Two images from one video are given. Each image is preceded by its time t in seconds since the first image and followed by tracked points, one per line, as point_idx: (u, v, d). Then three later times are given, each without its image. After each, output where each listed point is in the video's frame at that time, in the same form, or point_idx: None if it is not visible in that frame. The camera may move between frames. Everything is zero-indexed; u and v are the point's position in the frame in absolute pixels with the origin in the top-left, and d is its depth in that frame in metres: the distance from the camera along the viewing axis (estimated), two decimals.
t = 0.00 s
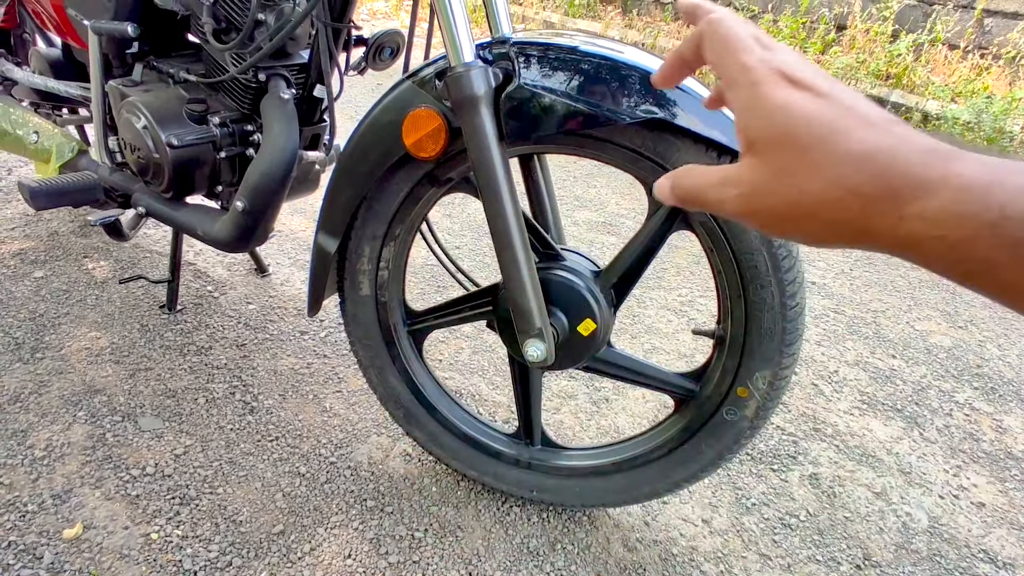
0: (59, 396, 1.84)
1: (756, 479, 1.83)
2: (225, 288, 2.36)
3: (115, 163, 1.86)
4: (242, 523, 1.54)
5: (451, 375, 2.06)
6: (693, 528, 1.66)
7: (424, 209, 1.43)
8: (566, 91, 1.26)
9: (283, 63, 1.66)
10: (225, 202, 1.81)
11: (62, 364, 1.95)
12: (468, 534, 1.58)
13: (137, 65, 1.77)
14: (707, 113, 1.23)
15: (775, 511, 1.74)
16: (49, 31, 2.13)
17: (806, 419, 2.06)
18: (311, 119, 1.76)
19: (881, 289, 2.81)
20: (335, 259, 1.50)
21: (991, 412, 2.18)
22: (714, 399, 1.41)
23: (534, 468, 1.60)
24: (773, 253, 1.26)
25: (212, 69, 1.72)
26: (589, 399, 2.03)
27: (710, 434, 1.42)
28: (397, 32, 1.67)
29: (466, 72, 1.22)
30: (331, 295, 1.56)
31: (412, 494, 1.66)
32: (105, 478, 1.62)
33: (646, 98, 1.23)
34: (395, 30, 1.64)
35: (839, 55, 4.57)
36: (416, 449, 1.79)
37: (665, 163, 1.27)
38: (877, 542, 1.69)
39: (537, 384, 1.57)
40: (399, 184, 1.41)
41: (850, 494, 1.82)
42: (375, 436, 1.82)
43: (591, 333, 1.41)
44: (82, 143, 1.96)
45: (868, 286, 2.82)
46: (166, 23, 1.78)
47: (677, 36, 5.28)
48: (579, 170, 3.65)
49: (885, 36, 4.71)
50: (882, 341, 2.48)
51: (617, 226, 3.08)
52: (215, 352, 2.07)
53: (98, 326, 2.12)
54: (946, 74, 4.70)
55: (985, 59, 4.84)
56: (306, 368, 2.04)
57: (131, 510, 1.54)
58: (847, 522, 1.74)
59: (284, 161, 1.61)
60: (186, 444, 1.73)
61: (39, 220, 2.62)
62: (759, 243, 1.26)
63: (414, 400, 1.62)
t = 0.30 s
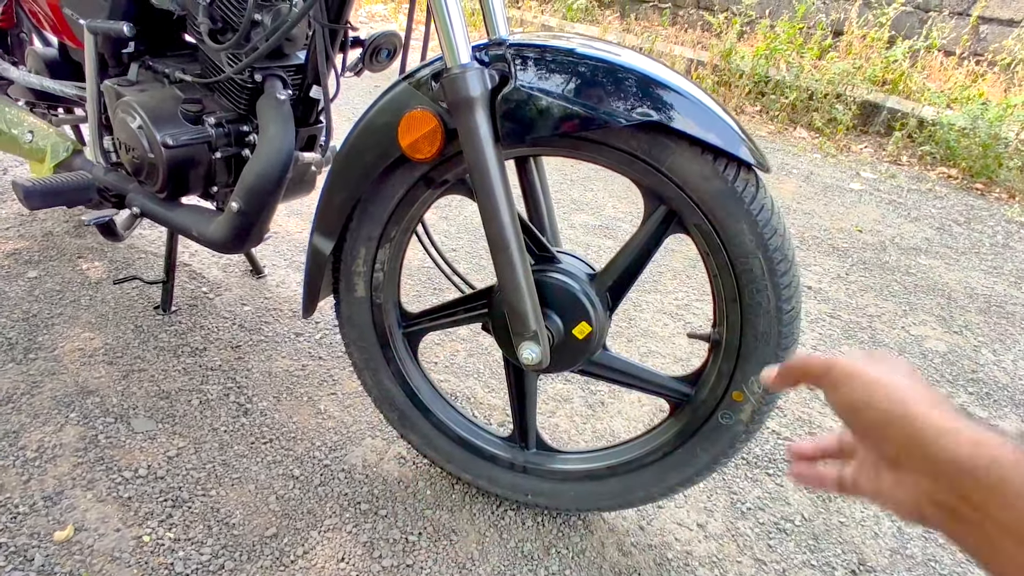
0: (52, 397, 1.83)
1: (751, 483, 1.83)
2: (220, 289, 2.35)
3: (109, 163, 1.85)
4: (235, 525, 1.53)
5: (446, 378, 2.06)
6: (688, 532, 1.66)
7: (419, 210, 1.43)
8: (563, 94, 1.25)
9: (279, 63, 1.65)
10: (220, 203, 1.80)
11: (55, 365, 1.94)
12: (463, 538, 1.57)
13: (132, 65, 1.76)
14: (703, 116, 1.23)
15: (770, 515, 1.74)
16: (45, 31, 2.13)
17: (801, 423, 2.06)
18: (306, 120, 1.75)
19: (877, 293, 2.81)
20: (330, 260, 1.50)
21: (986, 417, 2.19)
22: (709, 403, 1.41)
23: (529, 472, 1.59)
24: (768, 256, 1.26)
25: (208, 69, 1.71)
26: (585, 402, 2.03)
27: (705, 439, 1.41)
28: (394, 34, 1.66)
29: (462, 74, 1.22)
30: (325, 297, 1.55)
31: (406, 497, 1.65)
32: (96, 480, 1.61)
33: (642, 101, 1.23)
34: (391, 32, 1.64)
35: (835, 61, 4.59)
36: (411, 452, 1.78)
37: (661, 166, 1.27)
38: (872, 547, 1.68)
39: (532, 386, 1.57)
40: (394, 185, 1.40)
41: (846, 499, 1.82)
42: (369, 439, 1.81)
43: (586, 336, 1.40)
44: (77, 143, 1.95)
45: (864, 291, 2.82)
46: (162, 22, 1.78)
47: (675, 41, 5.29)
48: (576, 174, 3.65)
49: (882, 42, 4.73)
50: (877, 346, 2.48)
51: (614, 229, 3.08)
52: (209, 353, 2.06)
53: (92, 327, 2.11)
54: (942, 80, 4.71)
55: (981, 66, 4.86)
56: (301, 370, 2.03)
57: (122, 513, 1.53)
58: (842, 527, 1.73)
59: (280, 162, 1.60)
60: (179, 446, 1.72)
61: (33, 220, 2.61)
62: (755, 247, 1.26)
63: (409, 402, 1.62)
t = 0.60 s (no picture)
0: (46, 399, 1.82)
1: (749, 486, 1.82)
2: (217, 290, 2.34)
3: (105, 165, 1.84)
4: (229, 528, 1.52)
5: (443, 380, 2.05)
6: (685, 535, 1.66)
7: (416, 212, 1.42)
8: (559, 96, 1.25)
9: (275, 65, 1.64)
10: (216, 204, 1.80)
11: (49, 367, 1.93)
12: (459, 540, 1.56)
13: (128, 65, 1.76)
14: (700, 118, 1.23)
15: (767, 518, 1.74)
16: (41, 31, 2.12)
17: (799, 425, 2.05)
18: (303, 121, 1.75)
19: (875, 295, 2.81)
20: (326, 263, 1.49)
21: (984, 419, 2.19)
22: (706, 406, 1.40)
23: (526, 475, 1.59)
24: (765, 259, 1.26)
25: (204, 70, 1.71)
26: (582, 405, 2.03)
27: (702, 441, 1.41)
28: (391, 36, 1.66)
29: (458, 76, 1.21)
30: (322, 299, 1.54)
31: (403, 500, 1.65)
32: (91, 482, 1.60)
33: (639, 103, 1.22)
34: (388, 33, 1.63)
35: (833, 63, 4.58)
36: (407, 455, 1.78)
37: (657, 168, 1.27)
38: (869, 550, 1.68)
39: (529, 389, 1.56)
40: (391, 187, 1.40)
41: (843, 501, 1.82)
42: (366, 441, 1.80)
43: (582, 339, 1.40)
44: (73, 144, 1.94)
45: (861, 293, 2.82)
46: (158, 23, 1.77)
47: (673, 43, 5.29)
48: (574, 175, 3.64)
49: (880, 44, 4.73)
50: (875, 348, 2.48)
51: (612, 231, 3.08)
52: (205, 355, 2.05)
53: (87, 329, 2.10)
54: (940, 82, 4.72)
55: (978, 67, 4.86)
56: (297, 372, 2.02)
57: (116, 515, 1.52)
58: (840, 529, 1.73)
59: (276, 163, 1.59)
60: (174, 448, 1.72)
61: (29, 221, 2.60)
62: (752, 249, 1.26)
63: (405, 404, 1.61)
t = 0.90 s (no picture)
0: (40, 396, 1.80)
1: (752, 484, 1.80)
2: (214, 287, 2.32)
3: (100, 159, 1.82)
4: (225, 527, 1.50)
5: (442, 378, 2.03)
6: (688, 534, 1.63)
7: (415, 206, 1.40)
8: (560, 87, 1.23)
9: (272, 57, 1.62)
10: (213, 199, 1.77)
11: (44, 364, 1.91)
12: (458, 540, 1.54)
13: (123, 58, 1.73)
14: (704, 109, 1.21)
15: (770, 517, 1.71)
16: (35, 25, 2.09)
17: (802, 423, 2.03)
18: (300, 115, 1.73)
19: (876, 293, 2.79)
20: (323, 257, 1.47)
21: (987, 417, 2.16)
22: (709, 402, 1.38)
23: (526, 473, 1.56)
24: (770, 253, 1.24)
25: (200, 63, 1.68)
26: (583, 402, 2.00)
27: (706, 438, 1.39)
28: (389, 27, 1.64)
29: (458, 65, 1.19)
30: (319, 294, 1.52)
31: (401, 498, 1.62)
32: (84, 481, 1.57)
33: (642, 93, 1.20)
34: (386, 25, 1.61)
35: (834, 61, 4.56)
36: (406, 453, 1.75)
37: (661, 160, 1.24)
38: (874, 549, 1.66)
39: (530, 385, 1.54)
40: (390, 180, 1.37)
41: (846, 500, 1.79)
42: (364, 439, 1.78)
43: (584, 334, 1.37)
44: (68, 138, 1.92)
45: (863, 291, 2.80)
46: (154, 15, 1.75)
47: (672, 42, 5.27)
48: (574, 173, 3.61)
49: (881, 42, 4.71)
50: (877, 346, 2.45)
51: (612, 228, 3.06)
52: (202, 352, 2.03)
53: (82, 326, 2.08)
54: (941, 80, 4.70)
55: (979, 66, 4.84)
56: (295, 369, 2.00)
57: (110, 514, 1.50)
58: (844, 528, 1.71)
59: (273, 156, 1.57)
60: (169, 446, 1.69)
61: (24, 217, 2.58)
62: (757, 243, 1.23)
63: (404, 401, 1.59)
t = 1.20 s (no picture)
0: (35, 391, 1.79)
1: (751, 480, 1.80)
2: (211, 283, 2.31)
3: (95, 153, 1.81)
4: (221, 522, 1.49)
5: (441, 373, 2.02)
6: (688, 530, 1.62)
7: (413, 198, 1.39)
8: (559, 78, 1.22)
9: (268, 49, 1.61)
10: (209, 192, 1.76)
11: (39, 359, 1.90)
12: (456, 535, 1.53)
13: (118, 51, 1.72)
14: (704, 100, 1.19)
15: (770, 513, 1.71)
16: (31, 18, 2.08)
17: (801, 419, 2.02)
18: (297, 108, 1.72)
19: (876, 290, 2.78)
20: (320, 250, 1.45)
21: (987, 413, 2.15)
22: (709, 396, 1.37)
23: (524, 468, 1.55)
24: (770, 245, 1.23)
25: (196, 55, 1.67)
26: (582, 398, 1.99)
27: (706, 432, 1.38)
28: (386, 20, 1.63)
29: (455, 55, 1.18)
30: (316, 288, 1.51)
31: (398, 494, 1.61)
32: (79, 476, 1.56)
33: (641, 84, 1.19)
34: (383, 17, 1.61)
35: (833, 58, 4.55)
36: (403, 449, 1.74)
37: (660, 151, 1.23)
38: (874, 545, 1.65)
39: (528, 380, 1.52)
40: (386, 172, 1.36)
41: (846, 495, 1.78)
42: (361, 434, 1.77)
43: (582, 327, 1.36)
44: (63, 131, 1.91)
45: (862, 288, 2.79)
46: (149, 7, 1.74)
47: (672, 40, 5.25)
48: (573, 170, 3.60)
49: (880, 40, 4.70)
50: (877, 342, 2.44)
51: (611, 225, 3.05)
52: (198, 348, 2.02)
53: (78, 321, 2.06)
54: (940, 78, 4.69)
55: (978, 64, 4.83)
56: (292, 365, 1.99)
57: (105, 509, 1.49)
58: (843, 524, 1.70)
59: (269, 149, 1.56)
60: (165, 441, 1.68)
61: (20, 213, 2.57)
62: (756, 235, 1.22)
63: (401, 396, 1.57)
